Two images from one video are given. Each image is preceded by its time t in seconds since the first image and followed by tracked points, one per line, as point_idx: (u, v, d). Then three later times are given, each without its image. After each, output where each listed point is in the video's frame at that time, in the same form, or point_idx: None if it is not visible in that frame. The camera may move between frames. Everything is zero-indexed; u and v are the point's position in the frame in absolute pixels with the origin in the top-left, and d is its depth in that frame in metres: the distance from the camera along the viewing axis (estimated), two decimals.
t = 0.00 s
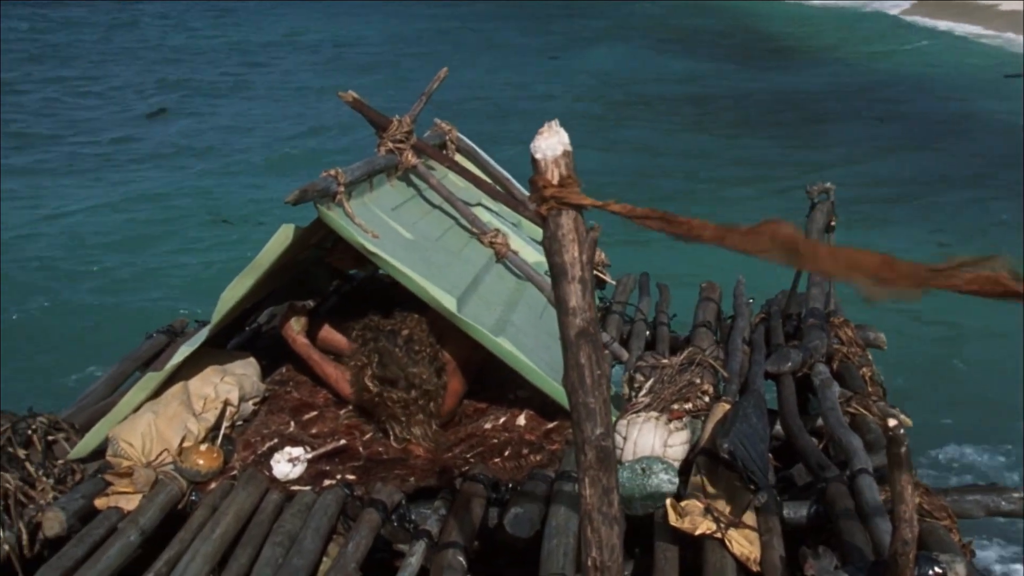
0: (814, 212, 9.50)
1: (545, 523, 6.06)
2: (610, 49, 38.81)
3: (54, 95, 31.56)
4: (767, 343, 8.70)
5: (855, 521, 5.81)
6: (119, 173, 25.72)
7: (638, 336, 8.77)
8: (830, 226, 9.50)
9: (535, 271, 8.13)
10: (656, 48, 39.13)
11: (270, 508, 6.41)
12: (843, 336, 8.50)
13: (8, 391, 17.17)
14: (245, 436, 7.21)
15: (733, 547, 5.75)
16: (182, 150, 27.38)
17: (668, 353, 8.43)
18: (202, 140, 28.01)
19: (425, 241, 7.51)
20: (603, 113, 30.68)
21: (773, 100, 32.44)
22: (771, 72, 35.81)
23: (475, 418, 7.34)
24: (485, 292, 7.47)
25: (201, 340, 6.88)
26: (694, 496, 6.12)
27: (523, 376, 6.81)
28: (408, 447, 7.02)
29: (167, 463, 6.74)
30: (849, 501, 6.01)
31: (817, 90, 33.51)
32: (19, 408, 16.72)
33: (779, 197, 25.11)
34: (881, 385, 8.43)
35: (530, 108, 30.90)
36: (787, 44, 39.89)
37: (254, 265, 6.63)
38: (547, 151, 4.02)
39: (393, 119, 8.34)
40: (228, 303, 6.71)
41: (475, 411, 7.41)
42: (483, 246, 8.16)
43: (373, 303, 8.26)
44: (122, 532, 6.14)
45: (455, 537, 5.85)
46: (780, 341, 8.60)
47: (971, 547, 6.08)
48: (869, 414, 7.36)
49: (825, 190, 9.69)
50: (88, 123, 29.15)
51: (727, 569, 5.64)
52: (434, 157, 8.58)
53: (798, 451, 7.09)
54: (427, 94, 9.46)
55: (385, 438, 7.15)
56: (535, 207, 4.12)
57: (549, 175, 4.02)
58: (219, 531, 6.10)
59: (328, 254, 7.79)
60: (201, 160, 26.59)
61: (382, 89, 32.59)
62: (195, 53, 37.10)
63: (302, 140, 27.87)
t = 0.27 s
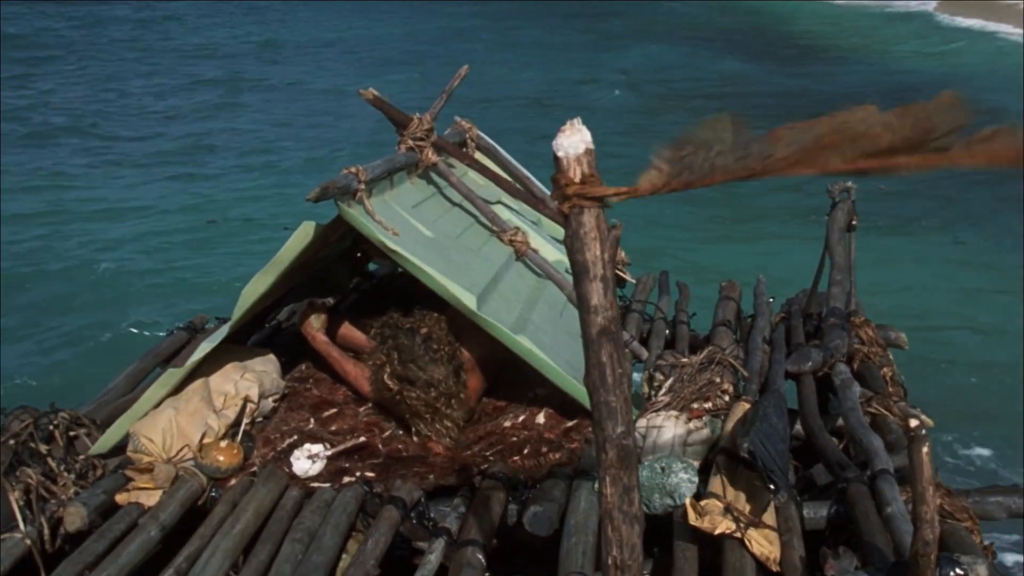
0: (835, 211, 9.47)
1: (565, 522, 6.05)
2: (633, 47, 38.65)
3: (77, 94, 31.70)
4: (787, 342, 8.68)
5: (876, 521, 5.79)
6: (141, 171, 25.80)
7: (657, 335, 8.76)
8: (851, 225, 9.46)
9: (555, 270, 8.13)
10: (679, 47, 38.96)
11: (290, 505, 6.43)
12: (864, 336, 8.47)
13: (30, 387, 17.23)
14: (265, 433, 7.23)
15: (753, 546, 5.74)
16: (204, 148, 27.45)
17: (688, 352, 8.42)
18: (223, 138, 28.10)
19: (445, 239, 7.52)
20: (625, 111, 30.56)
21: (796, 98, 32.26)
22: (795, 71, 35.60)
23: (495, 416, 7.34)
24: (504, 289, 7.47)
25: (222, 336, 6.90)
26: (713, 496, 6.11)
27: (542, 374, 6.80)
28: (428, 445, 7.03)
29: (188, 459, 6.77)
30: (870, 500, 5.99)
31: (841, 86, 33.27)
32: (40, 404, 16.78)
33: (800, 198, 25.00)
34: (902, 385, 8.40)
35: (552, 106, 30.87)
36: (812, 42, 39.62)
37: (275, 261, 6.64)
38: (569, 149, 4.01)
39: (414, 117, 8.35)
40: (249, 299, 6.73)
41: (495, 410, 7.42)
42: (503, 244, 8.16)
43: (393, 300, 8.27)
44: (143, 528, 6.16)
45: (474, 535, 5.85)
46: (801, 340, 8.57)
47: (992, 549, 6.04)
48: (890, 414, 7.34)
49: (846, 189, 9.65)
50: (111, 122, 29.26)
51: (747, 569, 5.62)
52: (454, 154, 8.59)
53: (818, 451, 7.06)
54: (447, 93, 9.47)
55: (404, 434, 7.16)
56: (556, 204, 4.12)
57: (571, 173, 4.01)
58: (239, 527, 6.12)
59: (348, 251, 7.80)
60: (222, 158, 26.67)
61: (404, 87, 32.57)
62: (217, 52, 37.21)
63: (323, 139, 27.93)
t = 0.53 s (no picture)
0: (853, 210, 9.44)
1: (580, 521, 6.05)
2: (649, 40, 38.47)
3: (94, 93, 31.77)
4: (804, 342, 8.66)
5: (892, 522, 5.77)
6: (157, 169, 25.84)
7: (674, 334, 8.75)
8: (868, 224, 9.43)
9: (571, 269, 8.13)
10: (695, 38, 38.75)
11: (306, 503, 6.44)
12: (880, 337, 8.45)
13: (47, 383, 17.25)
14: (281, 431, 7.25)
15: (769, 546, 5.73)
16: (220, 145, 27.48)
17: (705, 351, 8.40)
18: (241, 135, 28.17)
19: (461, 237, 7.52)
20: (641, 107, 30.44)
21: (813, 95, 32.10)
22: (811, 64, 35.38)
23: (511, 414, 7.34)
24: (521, 288, 7.47)
25: (238, 334, 6.91)
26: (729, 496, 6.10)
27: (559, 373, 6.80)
28: (443, 444, 7.04)
29: (205, 455, 6.78)
30: (886, 501, 5.98)
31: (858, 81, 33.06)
32: (57, 400, 16.80)
33: (817, 197, 24.90)
34: (918, 385, 8.37)
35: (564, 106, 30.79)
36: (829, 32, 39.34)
37: (291, 259, 6.65)
38: (587, 148, 4.01)
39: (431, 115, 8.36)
40: (266, 297, 6.75)
41: (511, 407, 7.41)
42: (520, 243, 8.16)
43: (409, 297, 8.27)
44: (159, 524, 6.18)
45: (489, 533, 5.86)
46: (817, 340, 8.55)
47: (1009, 551, 6.02)
48: (907, 415, 7.32)
49: (863, 188, 9.62)
50: (128, 119, 29.31)
51: (762, 569, 5.61)
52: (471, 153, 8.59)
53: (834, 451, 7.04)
54: (464, 90, 9.47)
55: (420, 432, 7.17)
56: (574, 202, 4.11)
57: (589, 171, 4.01)
58: (255, 523, 6.14)
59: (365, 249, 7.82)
60: (240, 155, 26.74)
61: (419, 82, 32.52)
62: (234, 50, 37.32)
63: (340, 135, 27.98)
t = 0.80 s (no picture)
0: (870, 210, 9.41)
1: (596, 521, 6.04)
2: (665, 38, 38.28)
3: (110, 91, 31.83)
4: (820, 343, 8.64)
5: (909, 523, 5.75)
6: (173, 167, 25.88)
7: (690, 334, 8.74)
8: (886, 224, 9.40)
9: (587, 268, 8.13)
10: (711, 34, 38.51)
11: (322, 501, 6.46)
12: (897, 337, 8.42)
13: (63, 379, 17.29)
14: (297, 429, 7.26)
15: (786, 547, 5.72)
16: (235, 143, 27.50)
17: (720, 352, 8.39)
18: (258, 133, 28.23)
19: (478, 236, 7.53)
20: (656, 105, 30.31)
21: (829, 93, 31.93)
22: (828, 62, 35.16)
23: (527, 413, 7.33)
24: (538, 287, 7.46)
25: (255, 331, 6.92)
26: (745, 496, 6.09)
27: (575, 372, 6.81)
28: (459, 443, 7.04)
29: (221, 453, 6.79)
30: (903, 503, 5.96)
31: (875, 79, 32.85)
32: (74, 397, 16.84)
33: (834, 199, 24.80)
34: (936, 387, 8.35)
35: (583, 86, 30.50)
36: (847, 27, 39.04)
37: (308, 257, 6.66)
38: (604, 147, 4.00)
39: (447, 115, 8.37)
40: (282, 295, 6.76)
41: (526, 406, 7.41)
42: (536, 242, 8.17)
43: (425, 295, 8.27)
44: (176, 521, 6.20)
45: (505, 532, 5.86)
46: (834, 341, 8.53)
47: None
48: (924, 416, 7.30)
49: (880, 189, 9.59)
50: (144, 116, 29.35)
51: (778, 569, 5.60)
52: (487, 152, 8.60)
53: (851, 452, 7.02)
54: (481, 89, 9.46)
55: (436, 432, 7.18)
56: (591, 201, 4.12)
57: (606, 171, 4.00)
58: (271, 521, 6.15)
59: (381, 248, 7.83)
60: (257, 152, 26.79)
61: (434, 80, 32.47)
62: (251, 47, 37.38)
63: (357, 133, 28.02)
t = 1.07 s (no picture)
0: (888, 210, 9.37)
1: (612, 521, 6.03)
2: (681, 37, 38.15)
3: (126, 91, 31.92)
4: (838, 343, 8.61)
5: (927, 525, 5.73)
6: (189, 167, 25.95)
7: (706, 334, 8.72)
8: (904, 226, 9.35)
9: (605, 268, 8.12)
10: (727, 35, 38.38)
11: (338, 500, 6.47)
12: (915, 339, 8.39)
13: (82, 376, 17.36)
14: (314, 427, 7.27)
15: (802, 548, 5.71)
16: (252, 143, 27.57)
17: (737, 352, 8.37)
18: (276, 131, 28.30)
19: (495, 236, 7.52)
20: (673, 107, 30.26)
21: (847, 93, 31.77)
22: (846, 61, 35.00)
23: (543, 413, 7.32)
24: (555, 287, 7.46)
25: (273, 330, 6.93)
26: (762, 497, 6.07)
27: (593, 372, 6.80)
28: (475, 442, 7.04)
29: (238, 451, 6.82)
30: (921, 505, 5.94)
31: (893, 80, 32.68)
32: (92, 395, 16.90)
33: (851, 200, 24.71)
34: (953, 388, 8.32)
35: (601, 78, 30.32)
36: (863, 27, 38.86)
37: (325, 256, 6.67)
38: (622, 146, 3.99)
39: (465, 114, 8.38)
40: (299, 294, 6.77)
41: (543, 406, 7.40)
42: (553, 242, 8.17)
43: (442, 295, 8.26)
44: (193, 519, 6.22)
45: (522, 532, 5.85)
46: (851, 342, 8.50)
47: None
48: (942, 417, 7.26)
49: (899, 190, 9.55)
50: (161, 115, 29.44)
51: (795, 570, 5.58)
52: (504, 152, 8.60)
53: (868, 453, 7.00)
54: (499, 89, 9.46)
55: (452, 431, 7.17)
56: (609, 201, 4.12)
57: (625, 170, 4.00)
58: (288, 519, 6.17)
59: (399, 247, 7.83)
60: (275, 151, 26.85)
61: (450, 79, 32.47)
62: (269, 46, 37.45)
63: (375, 131, 28.06)
